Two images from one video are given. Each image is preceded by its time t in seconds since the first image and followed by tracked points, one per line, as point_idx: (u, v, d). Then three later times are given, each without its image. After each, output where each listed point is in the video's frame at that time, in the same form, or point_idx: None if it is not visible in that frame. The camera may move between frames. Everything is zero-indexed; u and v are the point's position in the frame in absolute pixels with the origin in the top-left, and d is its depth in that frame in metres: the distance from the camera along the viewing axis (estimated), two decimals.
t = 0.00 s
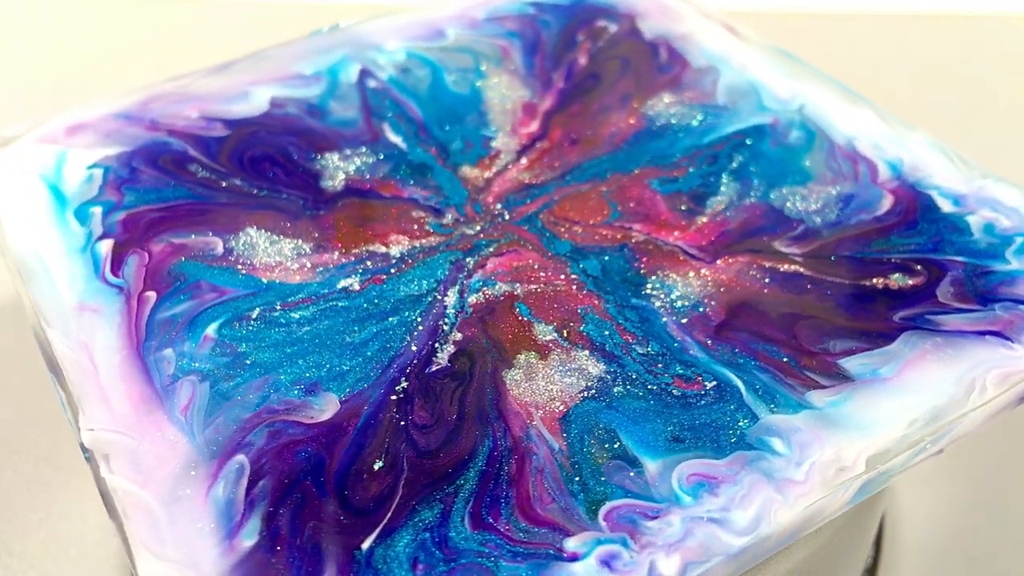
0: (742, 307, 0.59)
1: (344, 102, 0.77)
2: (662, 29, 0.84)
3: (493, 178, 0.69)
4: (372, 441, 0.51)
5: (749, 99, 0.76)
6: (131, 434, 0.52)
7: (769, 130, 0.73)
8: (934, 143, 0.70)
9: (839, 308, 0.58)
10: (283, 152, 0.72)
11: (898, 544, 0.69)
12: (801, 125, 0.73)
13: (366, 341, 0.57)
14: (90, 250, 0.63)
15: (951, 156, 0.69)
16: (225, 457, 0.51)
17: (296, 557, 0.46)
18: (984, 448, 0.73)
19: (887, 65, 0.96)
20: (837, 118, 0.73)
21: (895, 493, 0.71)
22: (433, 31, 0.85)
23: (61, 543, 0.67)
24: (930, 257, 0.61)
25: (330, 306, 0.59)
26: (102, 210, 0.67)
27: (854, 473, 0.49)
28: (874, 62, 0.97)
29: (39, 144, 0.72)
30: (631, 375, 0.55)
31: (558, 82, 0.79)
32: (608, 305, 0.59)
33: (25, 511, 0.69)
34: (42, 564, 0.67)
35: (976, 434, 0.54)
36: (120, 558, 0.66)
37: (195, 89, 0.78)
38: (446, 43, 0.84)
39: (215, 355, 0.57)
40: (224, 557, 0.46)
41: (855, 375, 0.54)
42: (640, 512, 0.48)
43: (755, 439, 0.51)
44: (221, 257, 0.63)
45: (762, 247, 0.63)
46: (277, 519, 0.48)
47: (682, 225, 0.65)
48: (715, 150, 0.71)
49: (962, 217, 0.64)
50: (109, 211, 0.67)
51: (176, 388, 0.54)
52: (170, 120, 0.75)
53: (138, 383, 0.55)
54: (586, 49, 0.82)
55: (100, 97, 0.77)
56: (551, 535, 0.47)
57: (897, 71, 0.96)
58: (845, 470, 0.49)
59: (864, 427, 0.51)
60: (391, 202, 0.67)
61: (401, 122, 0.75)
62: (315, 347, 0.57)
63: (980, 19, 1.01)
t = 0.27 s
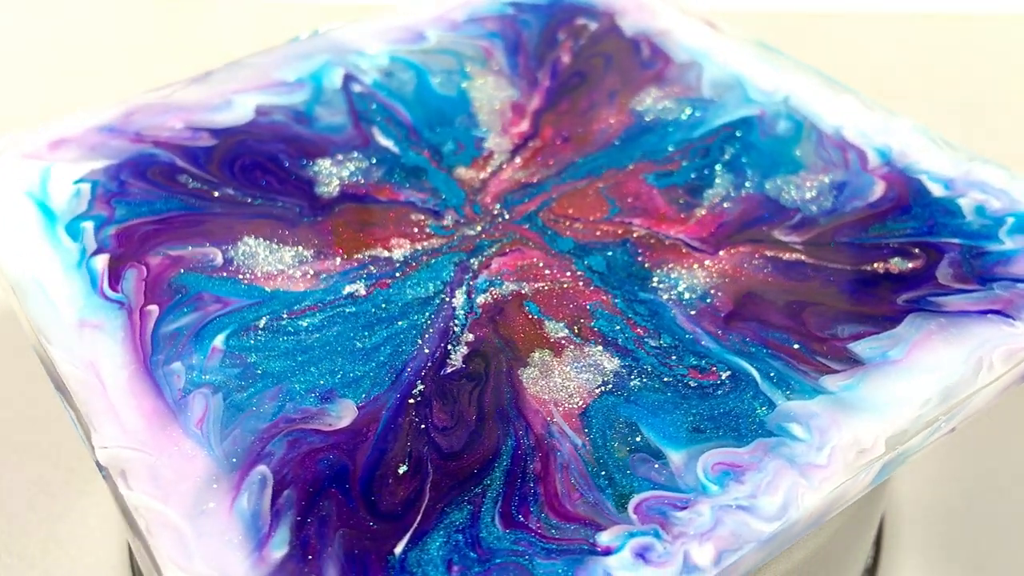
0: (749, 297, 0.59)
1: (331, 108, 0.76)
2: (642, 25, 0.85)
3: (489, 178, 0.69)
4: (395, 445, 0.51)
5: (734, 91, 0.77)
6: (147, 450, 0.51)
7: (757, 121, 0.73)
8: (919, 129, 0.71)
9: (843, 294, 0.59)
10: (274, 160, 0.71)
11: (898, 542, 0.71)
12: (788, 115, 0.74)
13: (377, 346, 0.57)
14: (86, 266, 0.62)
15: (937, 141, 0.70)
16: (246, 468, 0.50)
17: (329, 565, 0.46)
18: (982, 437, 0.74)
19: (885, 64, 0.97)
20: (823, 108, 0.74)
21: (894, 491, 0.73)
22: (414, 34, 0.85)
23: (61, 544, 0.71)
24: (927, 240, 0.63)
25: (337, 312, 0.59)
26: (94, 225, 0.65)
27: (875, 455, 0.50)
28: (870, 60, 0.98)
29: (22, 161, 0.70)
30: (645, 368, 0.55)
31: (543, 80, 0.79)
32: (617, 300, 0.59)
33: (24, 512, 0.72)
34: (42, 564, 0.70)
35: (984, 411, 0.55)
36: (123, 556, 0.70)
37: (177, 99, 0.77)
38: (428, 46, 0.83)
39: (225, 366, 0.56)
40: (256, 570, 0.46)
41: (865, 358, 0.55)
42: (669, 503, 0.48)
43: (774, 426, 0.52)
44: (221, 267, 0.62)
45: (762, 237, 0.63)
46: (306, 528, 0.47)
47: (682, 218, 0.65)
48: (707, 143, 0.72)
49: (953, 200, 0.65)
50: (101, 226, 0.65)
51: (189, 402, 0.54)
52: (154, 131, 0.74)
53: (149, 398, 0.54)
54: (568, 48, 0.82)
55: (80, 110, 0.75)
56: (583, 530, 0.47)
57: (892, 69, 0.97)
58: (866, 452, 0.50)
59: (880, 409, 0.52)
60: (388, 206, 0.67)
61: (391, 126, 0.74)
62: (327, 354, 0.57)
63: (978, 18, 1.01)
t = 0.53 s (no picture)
0: (754, 285, 0.60)
1: (318, 114, 0.76)
2: (621, 22, 0.85)
3: (485, 179, 0.69)
4: (418, 448, 0.51)
5: (719, 83, 0.78)
6: (166, 465, 0.50)
7: (744, 113, 0.74)
8: (903, 114, 0.73)
9: (846, 279, 0.60)
10: (266, 168, 0.70)
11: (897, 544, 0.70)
12: (774, 105, 0.75)
13: (390, 350, 0.57)
14: (84, 282, 0.61)
15: (922, 126, 0.71)
16: (270, 478, 0.50)
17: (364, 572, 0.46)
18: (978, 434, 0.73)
19: (887, 70, 0.96)
20: (807, 98, 0.75)
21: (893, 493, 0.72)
22: (394, 37, 0.84)
23: (61, 544, 0.70)
24: (922, 223, 0.64)
25: (345, 318, 0.59)
26: (87, 241, 0.64)
27: (894, 435, 0.51)
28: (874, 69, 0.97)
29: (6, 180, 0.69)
30: (660, 360, 0.55)
31: (529, 80, 0.79)
32: (625, 295, 0.59)
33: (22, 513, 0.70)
34: (42, 564, 0.68)
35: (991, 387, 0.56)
36: (124, 556, 0.70)
37: (160, 111, 0.76)
38: (409, 49, 0.83)
39: (237, 377, 0.55)
40: None
41: (874, 341, 0.56)
42: (697, 492, 0.48)
43: (793, 411, 0.52)
44: (222, 278, 0.61)
45: (762, 226, 0.64)
46: (337, 536, 0.47)
47: (681, 211, 0.66)
48: (697, 136, 0.72)
49: (943, 183, 0.67)
50: (94, 241, 0.64)
51: (204, 415, 0.53)
52: (139, 144, 0.73)
53: (163, 413, 0.53)
54: (551, 46, 0.83)
55: (60, 125, 0.74)
56: (615, 524, 0.47)
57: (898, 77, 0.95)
58: (885, 433, 0.51)
59: (894, 390, 0.53)
60: (387, 211, 0.66)
61: (381, 130, 0.74)
62: (339, 361, 0.56)
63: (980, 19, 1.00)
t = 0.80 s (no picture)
0: (760, 274, 0.61)
1: (307, 120, 0.75)
2: (601, 18, 0.86)
3: (482, 179, 0.69)
4: (444, 450, 0.51)
5: (704, 76, 0.78)
6: (190, 480, 0.50)
7: (732, 104, 0.75)
8: (887, 100, 0.74)
9: (848, 264, 0.61)
10: (259, 176, 0.69)
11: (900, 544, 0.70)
12: (760, 96, 0.76)
13: (405, 353, 0.56)
14: (84, 299, 0.60)
15: (907, 111, 0.73)
16: (297, 487, 0.49)
17: None
18: (971, 435, 0.74)
19: (885, 71, 0.97)
20: (792, 88, 0.76)
21: (891, 493, 0.72)
22: (375, 41, 0.84)
23: (62, 544, 0.71)
24: (917, 206, 0.65)
25: (357, 323, 0.58)
26: (83, 256, 0.63)
27: (912, 414, 0.52)
28: (871, 72, 0.97)
29: None
30: (676, 351, 0.56)
31: (515, 79, 0.79)
32: (634, 289, 0.60)
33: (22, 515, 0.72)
34: (43, 564, 0.70)
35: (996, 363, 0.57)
36: (124, 556, 0.71)
37: (144, 123, 0.75)
38: (392, 53, 0.83)
39: (252, 388, 0.54)
40: None
41: (883, 323, 0.57)
42: (727, 479, 0.49)
43: (812, 395, 0.53)
44: (226, 288, 0.61)
45: (761, 215, 0.65)
46: (372, 541, 0.47)
47: (680, 203, 0.66)
48: (688, 128, 0.73)
49: (932, 166, 0.68)
50: (90, 257, 0.63)
51: (223, 427, 0.52)
52: (126, 157, 0.72)
53: (181, 428, 0.52)
54: (533, 45, 0.83)
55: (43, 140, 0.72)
56: (649, 514, 0.48)
57: (896, 82, 0.96)
58: (903, 412, 0.52)
59: (908, 370, 0.54)
60: (386, 214, 0.66)
61: (372, 134, 0.74)
62: (355, 366, 0.56)
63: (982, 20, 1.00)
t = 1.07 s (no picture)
0: (763, 263, 0.61)
1: (293, 128, 0.74)
2: (580, 16, 0.86)
3: (477, 180, 0.69)
4: (468, 452, 0.51)
5: (687, 70, 0.79)
6: (212, 496, 0.49)
7: (718, 97, 0.76)
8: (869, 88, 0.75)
9: (848, 250, 0.62)
10: (251, 187, 0.68)
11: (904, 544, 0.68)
12: (744, 88, 0.77)
13: (418, 358, 0.56)
14: (84, 317, 0.59)
15: (890, 98, 0.74)
16: (322, 497, 0.49)
17: None
18: (967, 428, 0.73)
19: (887, 68, 0.98)
20: (775, 78, 0.77)
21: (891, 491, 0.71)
22: (355, 46, 0.84)
23: (61, 545, 0.70)
24: (909, 191, 0.66)
25: (366, 330, 0.58)
26: (78, 274, 0.62)
27: (925, 394, 0.53)
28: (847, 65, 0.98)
29: None
30: (688, 343, 0.56)
31: (500, 79, 0.79)
32: (640, 283, 0.60)
33: (22, 518, 0.71)
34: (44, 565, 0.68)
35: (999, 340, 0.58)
36: (124, 556, 0.70)
37: (127, 137, 0.74)
38: (373, 57, 0.82)
39: (266, 399, 0.54)
40: None
41: (888, 307, 0.58)
42: (751, 467, 0.49)
43: (826, 380, 0.54)
44: (229, 300, 0.60)
45: (758, 206, 0.66)
46: (404, 547, 0.46)
47: (676, 197, 0.67)
48: (677, 123, 0.74)
49: (919, 151, 0.70)
50: (85, 274, 0.61)
51: (240, 440, 0.51)
52: (111, 171, 0.70)
53: (197, 444, 0.51)
54: (515, 45, 0.83)
55: (25, 158, 0.71)
56: (678, 506, 0.48)
57: (892, 78, 0.97)
58: (917, 393, 0.52)
59: (916, 352, 0.55)
60: (385, 219, 0.66)
61: (362, 139, 0.73)
62: (368, 373, 0.55)
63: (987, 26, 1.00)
